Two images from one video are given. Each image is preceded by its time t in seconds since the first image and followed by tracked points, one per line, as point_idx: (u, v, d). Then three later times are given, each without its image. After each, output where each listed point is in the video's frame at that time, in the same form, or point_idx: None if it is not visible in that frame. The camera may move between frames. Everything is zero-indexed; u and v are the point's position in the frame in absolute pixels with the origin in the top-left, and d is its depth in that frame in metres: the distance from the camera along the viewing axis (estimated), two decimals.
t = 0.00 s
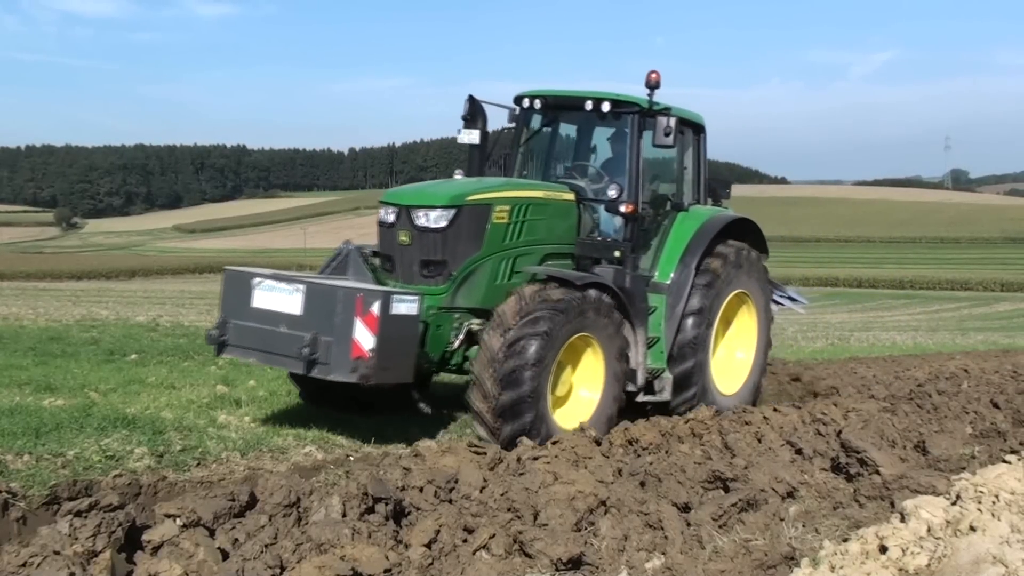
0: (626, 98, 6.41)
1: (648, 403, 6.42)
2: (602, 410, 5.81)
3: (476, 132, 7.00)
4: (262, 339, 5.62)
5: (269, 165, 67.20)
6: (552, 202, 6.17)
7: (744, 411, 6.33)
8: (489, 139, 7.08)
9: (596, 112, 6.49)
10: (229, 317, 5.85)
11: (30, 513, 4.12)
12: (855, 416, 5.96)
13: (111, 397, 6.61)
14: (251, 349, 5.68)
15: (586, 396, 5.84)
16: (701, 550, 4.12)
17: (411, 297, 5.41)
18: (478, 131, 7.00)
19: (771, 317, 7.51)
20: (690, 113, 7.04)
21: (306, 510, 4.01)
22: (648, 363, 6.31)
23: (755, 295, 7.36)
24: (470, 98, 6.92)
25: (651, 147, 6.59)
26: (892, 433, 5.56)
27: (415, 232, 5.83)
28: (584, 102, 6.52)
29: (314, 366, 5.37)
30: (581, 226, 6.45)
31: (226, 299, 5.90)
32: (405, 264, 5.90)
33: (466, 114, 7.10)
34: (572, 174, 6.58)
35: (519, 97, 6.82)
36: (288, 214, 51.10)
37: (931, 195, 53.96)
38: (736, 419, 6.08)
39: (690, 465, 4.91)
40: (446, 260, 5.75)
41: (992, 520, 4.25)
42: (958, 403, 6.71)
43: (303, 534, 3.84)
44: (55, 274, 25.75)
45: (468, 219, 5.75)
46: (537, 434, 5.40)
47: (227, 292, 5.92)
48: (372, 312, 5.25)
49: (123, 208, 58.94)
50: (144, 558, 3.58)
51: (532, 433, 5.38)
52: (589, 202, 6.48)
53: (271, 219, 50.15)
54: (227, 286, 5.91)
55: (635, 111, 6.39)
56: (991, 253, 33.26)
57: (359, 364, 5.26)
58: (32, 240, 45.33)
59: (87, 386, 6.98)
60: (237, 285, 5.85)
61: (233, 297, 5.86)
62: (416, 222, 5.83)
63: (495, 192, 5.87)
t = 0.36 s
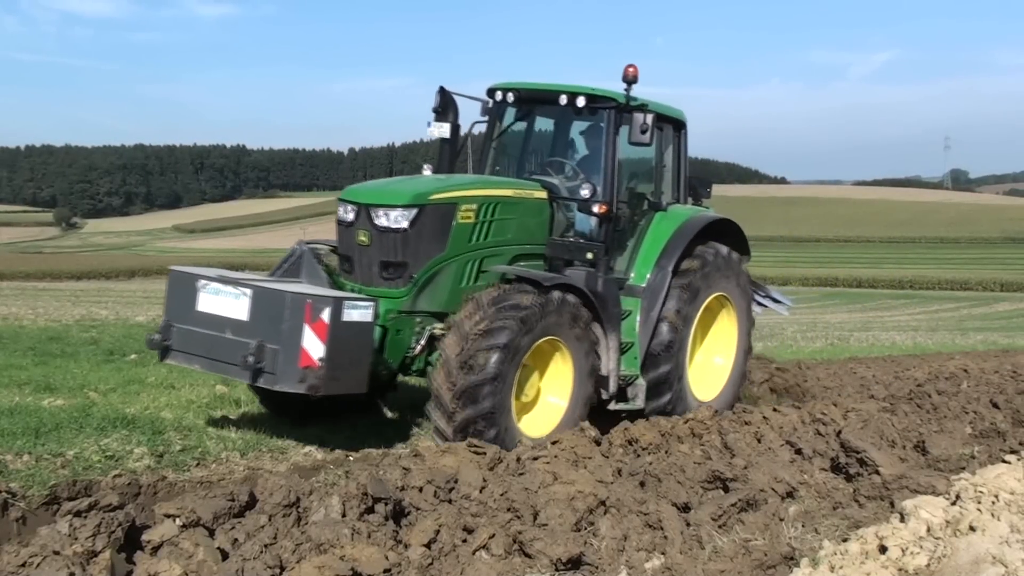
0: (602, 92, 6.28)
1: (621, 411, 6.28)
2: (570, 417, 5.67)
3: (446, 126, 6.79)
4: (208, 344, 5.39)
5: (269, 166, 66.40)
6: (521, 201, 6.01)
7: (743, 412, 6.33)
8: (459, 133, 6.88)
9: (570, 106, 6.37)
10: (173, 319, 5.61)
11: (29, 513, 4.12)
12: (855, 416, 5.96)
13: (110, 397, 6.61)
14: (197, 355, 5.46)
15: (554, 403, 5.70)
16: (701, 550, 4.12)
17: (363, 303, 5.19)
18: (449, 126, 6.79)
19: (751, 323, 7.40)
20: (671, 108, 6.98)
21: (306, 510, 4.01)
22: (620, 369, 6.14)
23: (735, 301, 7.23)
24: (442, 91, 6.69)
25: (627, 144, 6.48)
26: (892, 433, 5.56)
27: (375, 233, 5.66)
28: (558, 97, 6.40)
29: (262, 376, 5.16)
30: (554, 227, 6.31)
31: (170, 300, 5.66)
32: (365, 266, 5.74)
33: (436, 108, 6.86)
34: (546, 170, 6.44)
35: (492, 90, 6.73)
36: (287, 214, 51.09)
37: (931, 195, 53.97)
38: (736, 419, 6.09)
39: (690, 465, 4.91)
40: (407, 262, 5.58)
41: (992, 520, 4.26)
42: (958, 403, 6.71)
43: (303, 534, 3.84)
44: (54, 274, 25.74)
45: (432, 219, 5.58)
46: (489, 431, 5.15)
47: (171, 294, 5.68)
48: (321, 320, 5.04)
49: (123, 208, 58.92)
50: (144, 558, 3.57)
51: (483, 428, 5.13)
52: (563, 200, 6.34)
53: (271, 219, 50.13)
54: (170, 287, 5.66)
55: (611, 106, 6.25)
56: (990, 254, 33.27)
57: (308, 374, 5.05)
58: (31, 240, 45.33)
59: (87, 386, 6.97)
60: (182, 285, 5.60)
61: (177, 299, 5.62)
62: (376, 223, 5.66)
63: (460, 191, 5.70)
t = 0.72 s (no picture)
0: (575, 82, 6.20)
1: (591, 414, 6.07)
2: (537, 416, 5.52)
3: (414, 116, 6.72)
4: (150, 340, 5.26)
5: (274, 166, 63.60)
6: (488, 194, 5.91)
7: (744, 412, 6.33)
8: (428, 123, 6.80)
9: (542, 96, 6.30)
10: (115, 313, 5.49)
11: (29, 513, 4.11)
12: (855, 416, 5.96)
13: (110, 397, 6.62)
14: (140, 351, 5.33)
15: (521, 401, 5.56)
16: (700, 550, 4.12)
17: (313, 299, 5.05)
18: (416, 116, 6.72)
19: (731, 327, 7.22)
20: (649, 100, 6.85)
21: (306, 510, 4.01)
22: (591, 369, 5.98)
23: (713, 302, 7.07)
24: (408, 80, 6.67)
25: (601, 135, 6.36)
26: (891, 433, 5.56)
27: (332, 225, 5.53)
28: (530, 87, 6.32)
29: (204, 373, 5.03)
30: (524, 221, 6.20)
31: (114, 293, 5.53)
32: (323, 259, 5.60)
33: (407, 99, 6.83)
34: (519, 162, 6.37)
35: (463, 80, 6.65)
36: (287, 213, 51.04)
37: (931, 195, 53.96)
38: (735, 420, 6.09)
39: (690, 465, 4.91)
40: (366, 256, 5.45)
41: (992, 521, 4.26)
42: (958, 403, 6.71)
43: (302, 534, 3.84)
44: (54, 274, 25.71)
45: (392, 211, 5.48)
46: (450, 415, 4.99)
47: (115, 287, 5.55)
48: (267, 316, 4.89)
49: (123, 208, 58.90)
50: (143, 558, 3.57)
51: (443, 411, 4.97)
52: (534, 193, 6.25)
53: (271, 219, 50.10)
54: (115, 280, 5.54)
55: (584, 97, 6.18)
56: (990, 254, 33.27)
57: (252, 371, 4.91)
58: (30, 240, 45.32)
59: (86, 386, 6.98)
60: (124, 278, 5.48)
61: (121, 293, 5.50)
62: (334, 214, 5.53)
63: (423, 182, 5.60)
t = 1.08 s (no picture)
0: (537, 74, 5.97)
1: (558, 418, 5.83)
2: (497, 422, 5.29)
3: (373, 112, 6.46)
4: (78, 341, 4.88)
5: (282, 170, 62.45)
6: (448, 189, 5.67)
7: (745, 412, 6.34)
8: (388, 119, 6.55)
9: (504, 89, 6.07)
10: (42, 314, 5.10)
11: (29, 513, 4.10)
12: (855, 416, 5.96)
13: (110, 396, 6.62)
14: (66, 354, 4.93)
15: (480, 408, 5.33)
16: (700, 550, 4.12)
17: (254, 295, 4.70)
18: (377, 112, 6.45)
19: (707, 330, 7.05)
20: (618, 95, 6.65)
21: (306, 510, 4.01)
22: (558, 372, 5.77)
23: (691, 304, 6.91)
24: (365, 75, 6.40)
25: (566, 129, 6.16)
26: (892, 433, 5.56)
27: (278, 221, 5.21)
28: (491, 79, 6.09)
29: (134, 376, 4.67)
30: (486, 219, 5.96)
31: (41, 294, 5.15)
32: (270, 257, 5.28)
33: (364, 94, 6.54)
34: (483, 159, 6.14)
35: (423, 74, 6.42)
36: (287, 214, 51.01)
37: (930, 195, 53.96)
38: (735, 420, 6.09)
39: (690, 465, 4.91)
40: (314, 253, 5.15)
41: (992, 520, 4.26)
42: (958, 403, 6.71)
43: (302, 534, 3.84)
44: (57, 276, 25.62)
45: (343, 206, 5.19)
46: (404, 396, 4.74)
47: (42, 286, 5.18)
48: (201, 313, 4.53)
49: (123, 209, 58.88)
50: (143, 558, 3.57)
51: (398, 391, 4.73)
52: (498, 190, 6.01)
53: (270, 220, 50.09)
54: (41, 279, 5.17)
55: (546, 89, 5.96)
56: (990, 254, 33.25)
57: (185, 373, 4.54)
58: (30, 240, 45.32)
59: (86, 386, 6.98)
60: (52, 277, 5.11)
61: (47, 293, 5.12)
62: (280, 209, 5.22)
63: (376, 176, 5.34)
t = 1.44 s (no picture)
0: (507, 64, 5.82)
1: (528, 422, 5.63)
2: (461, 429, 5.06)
3: (338, 103, 6.20)
4: (14, 337, 4.69)
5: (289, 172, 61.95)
6: (414, 183, 5.48)
7: (744, 412, 6.34)
8: (354, 111, 6.29)
9: (473, 79, 5.93)
10: None
11: (29, 513, 4.09)
12: (855, 416, 5.96)
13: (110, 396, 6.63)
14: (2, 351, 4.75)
15: (443, 415, 5.11)
16: (700, 550, 4.12)
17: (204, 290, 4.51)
18: (341, 104, 6.20)
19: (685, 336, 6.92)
20: (593, 88, 6.50)
21: (306, 510, 4.00)
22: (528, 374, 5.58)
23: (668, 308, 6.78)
24: (330, 65, 6.17)
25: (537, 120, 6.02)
26: (892, 433, 5.56)
27: (232, 212, 5.01)
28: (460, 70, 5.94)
29: (72, 373, 4.48)
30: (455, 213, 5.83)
31: None
32: (224, 252, 5.07)
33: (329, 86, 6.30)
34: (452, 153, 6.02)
35: (390, 65, 6.24)
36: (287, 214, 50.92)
37: (930, 195, 53.97)
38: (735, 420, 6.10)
39: (690, 465, 4.91)
40: (269, 247, 4.94)
41: (992, 520, 4.27)
42: (958, 403, 6.71)
43: (302, 534, 3.84)
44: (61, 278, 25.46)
45: (300, 198, 4.98)
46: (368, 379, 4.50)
47: None
48: (143, 306, 4.34)
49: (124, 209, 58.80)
50: (143, 558, 3.57)
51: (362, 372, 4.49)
52: (467, 184, 5.87)
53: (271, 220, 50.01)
54: None
55: (517, 80, 5.81)
56: (990, 254, 33.27)
57: (125, 370, 4.35)
58: (30, 240, 45.27)
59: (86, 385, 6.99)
60: None
61: None
62: (233, 201, 5.01)
63: (337, 167, 5.13)
